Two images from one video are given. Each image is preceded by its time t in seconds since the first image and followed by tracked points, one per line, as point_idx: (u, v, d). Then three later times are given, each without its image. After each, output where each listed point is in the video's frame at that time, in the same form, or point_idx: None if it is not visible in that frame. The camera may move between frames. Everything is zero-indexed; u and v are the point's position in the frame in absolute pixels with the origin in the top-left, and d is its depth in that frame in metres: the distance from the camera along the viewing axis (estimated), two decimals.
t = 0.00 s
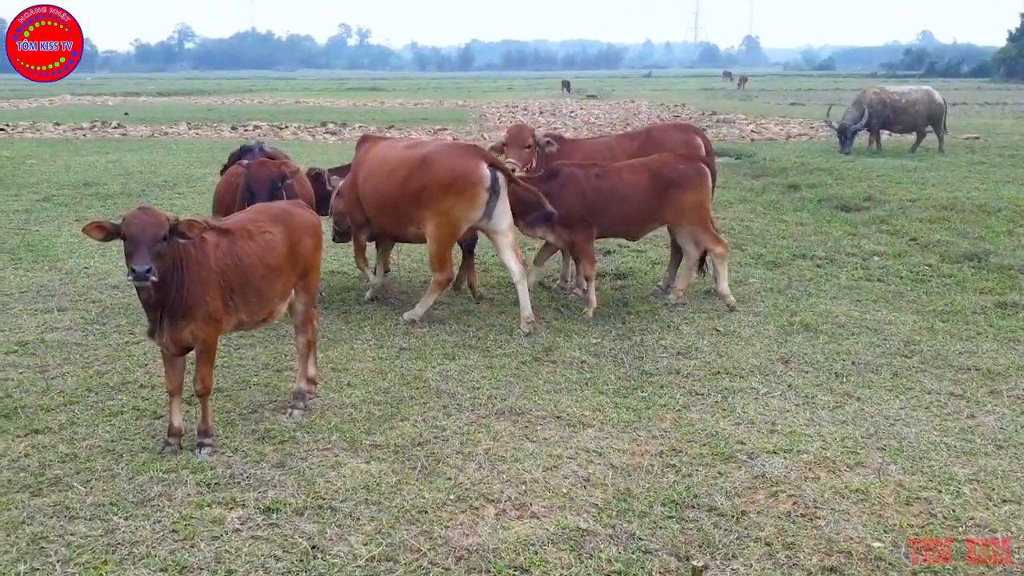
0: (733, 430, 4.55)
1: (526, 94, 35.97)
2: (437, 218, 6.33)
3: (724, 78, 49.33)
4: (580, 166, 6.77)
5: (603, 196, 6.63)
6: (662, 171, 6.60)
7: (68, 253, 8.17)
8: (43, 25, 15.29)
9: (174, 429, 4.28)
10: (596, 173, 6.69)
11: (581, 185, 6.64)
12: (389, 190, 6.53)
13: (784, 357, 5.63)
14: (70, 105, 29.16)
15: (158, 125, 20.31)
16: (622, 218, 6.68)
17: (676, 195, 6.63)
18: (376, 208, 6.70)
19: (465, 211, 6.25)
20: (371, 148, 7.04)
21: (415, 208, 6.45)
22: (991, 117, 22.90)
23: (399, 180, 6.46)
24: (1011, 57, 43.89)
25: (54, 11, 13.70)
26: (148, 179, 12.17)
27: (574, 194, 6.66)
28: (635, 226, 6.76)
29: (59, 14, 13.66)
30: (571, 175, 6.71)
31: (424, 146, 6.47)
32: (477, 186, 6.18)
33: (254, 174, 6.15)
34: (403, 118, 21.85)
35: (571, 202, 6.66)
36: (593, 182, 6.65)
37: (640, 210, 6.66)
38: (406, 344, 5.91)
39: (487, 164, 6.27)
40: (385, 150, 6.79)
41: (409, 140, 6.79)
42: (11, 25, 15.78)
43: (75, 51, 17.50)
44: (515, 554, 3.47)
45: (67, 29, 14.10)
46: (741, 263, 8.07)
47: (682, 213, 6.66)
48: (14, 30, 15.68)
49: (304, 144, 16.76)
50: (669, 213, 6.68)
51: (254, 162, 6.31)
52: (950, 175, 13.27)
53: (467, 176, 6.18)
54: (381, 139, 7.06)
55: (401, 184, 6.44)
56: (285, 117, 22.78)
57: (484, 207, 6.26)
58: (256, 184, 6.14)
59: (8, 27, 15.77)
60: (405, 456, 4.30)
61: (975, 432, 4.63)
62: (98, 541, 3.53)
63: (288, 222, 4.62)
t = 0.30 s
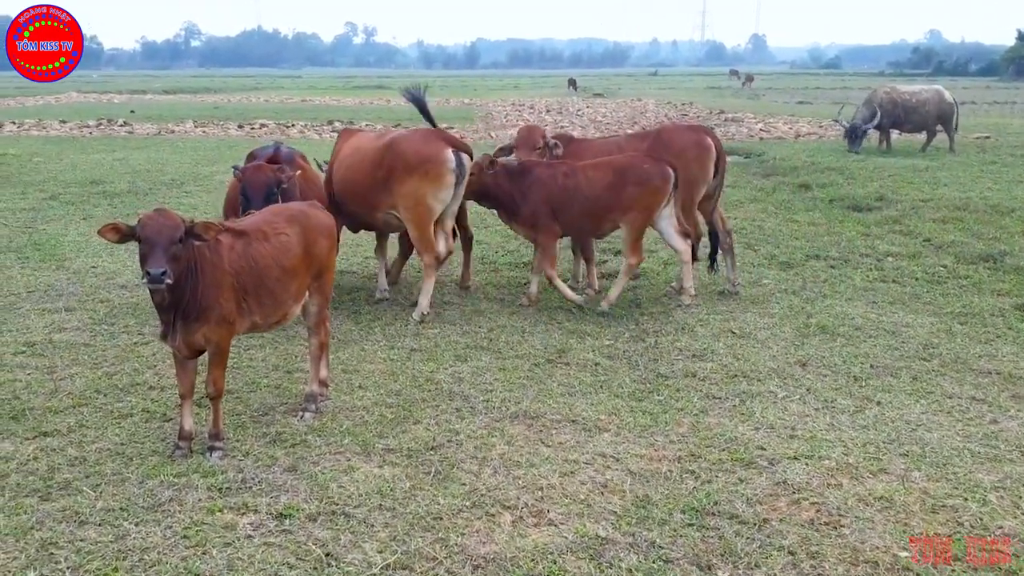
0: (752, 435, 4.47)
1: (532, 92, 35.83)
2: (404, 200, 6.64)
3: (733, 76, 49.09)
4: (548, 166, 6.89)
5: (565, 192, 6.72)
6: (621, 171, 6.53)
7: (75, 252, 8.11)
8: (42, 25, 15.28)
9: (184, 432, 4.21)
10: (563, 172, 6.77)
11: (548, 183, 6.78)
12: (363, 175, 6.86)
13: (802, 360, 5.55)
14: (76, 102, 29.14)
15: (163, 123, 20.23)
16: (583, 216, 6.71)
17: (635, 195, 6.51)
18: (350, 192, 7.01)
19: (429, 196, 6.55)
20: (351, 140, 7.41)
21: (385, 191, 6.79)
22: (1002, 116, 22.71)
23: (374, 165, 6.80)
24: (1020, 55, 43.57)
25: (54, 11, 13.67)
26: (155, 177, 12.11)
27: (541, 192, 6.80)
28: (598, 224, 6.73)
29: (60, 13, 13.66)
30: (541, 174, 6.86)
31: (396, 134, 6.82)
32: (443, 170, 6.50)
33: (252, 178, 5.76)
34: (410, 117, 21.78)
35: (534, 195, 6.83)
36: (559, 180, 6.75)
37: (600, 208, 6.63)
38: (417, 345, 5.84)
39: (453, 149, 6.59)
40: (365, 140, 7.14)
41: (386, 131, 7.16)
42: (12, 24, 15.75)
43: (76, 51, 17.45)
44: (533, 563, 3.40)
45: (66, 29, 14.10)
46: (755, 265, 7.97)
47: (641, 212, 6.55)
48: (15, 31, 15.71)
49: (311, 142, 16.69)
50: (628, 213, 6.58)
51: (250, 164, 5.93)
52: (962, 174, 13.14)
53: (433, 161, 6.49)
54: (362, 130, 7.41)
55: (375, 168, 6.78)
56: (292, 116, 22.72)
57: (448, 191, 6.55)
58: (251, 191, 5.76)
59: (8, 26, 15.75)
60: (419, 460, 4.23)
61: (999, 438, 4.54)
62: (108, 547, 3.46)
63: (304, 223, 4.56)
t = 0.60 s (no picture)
0: (774, 442, 4.38)
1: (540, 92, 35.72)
2: (394, 202, 6.74)
3: (741, 76, 48.86)
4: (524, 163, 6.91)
5: (535, 187, 6.71)
6: (593, 170, 6.55)
7: (84, 252, 8.06)
8: (44, 24, 15.26)
9: (196, 437, 4.14)
10: (535, 168, 6.78)
11: (519, 176, 6.79)
12: (353, 174, 6.96)
13: (822, 364, 5.45)
14: (82, 100, 29.16)
15: (170, 121, 20.22)
16: (549, 212, 6.68)
17: (604, 194, 6.52)
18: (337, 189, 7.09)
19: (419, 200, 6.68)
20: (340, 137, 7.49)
21: (375, 193, 6.89)
22: (1015, 117, 22.49)
23: (363, 165, 6.90)
24: None
25: (54, 11, 13.68)
26: (163, 177, 12.07)
27: (511, 186, 6.79)
28: (565, 222, 6.69)
29: (60, 14, 13.65)
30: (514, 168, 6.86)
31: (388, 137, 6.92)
32: (434, 176, 6.64)
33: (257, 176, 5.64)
34: (417, 117, 21.71)
35: (505, 189, 6.81)
36: (530, 175, 6.75)
37: (568, 204, 6.62)
38: (429, 348, 5.76)
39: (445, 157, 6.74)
40: (355, 138, 7.23)
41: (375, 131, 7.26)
42: (13, 24, 15.75)
43: (76, 51, 17.42)
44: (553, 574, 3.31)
45: (67, 29, 14.06)
46: (771, 266, 7.87)
47: (607, 211, 6.53)
48: (16, 30, 15.71)
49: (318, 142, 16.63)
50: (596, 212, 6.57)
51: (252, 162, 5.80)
52: (977, 175, 13.00)
53: (424, 166, 6.63)
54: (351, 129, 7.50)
55: (365, 168, 6.88)
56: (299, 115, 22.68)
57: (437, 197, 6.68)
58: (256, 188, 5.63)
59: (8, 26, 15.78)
60: (434, 466, 4.15)
61: None
62: (120, 555, 3.39)
63: (318, 224, 4.49)
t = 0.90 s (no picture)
0: (798, 450, 4.28)
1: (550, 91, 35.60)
2: (397, 196, 6.78)
3: (753, 76, 48.63)
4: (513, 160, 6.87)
5: (520, 183, 6.67)
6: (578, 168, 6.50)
7: (93, 253, 8.02)
8: (44, 24, 15.28)
9: (208, 443, 4.07)
10: (521, 165, 6.75)
11: (505, 172, 6.76)
12: (353, 170, 6.96)
13: (844, 369, 5.34)
14: (90, 99, 29.22)
15: (179, 121, 20.22)
16: (534, 209, 6.65)
17: (588, 194, 6.47)
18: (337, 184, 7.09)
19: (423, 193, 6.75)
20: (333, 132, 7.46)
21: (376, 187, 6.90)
22: None
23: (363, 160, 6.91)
24: None
25: (54, 11, 13.69)
26: (172, 177, 12.04)
27: (496, 182, 6.77)
28: (548, 220, 6.64)
29: (61, 14, 13.68)
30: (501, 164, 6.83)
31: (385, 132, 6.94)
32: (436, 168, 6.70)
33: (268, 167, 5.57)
34: (427, 117, 21.65)
35: (493, 185, 6.79)
36: (516, 171, 6.73)
37: (551, 202, 6.57)
38: (444, 352, 5.68)
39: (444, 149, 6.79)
40: (353, 133, 7.22)
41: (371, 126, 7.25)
42: (13, 23, 15.77)
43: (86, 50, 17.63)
44: None
45: (67, 29, 14.06)
46: (789, 270, 7.75)
47: (590, 211, 6.49)
48: (16, 31, 15.74)
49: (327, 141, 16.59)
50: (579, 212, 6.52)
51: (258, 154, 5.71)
52: (995, 176, 12.83)
53: (426, 158, 6.70)
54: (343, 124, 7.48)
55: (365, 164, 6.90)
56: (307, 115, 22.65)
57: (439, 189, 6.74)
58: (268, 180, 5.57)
59: (7, 27, 15.81)
60: (450, 474, 4.07)
61: None
62: (131, 566, 3.32)
63: (331, 225, 4.41)
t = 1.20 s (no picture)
0: (821, 459, 4.17)
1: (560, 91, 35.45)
2: (400, 195, 6.70)
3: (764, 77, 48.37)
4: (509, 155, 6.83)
5: (518, 181, 6.66)
6: (577, 166, 6.50)
7: (102, 254, 7.96)
8: (45, 25, 15.27)
9: (220, 450, 3.99)
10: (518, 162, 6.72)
11: (502, 169, 6.73)
12: (355, 168, 6.88)
13: (866, 376, 5.23)
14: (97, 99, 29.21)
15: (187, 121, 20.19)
16: (535, 207, 6.66)
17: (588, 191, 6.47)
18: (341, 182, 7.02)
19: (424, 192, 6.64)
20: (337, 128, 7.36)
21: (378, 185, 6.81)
22: None
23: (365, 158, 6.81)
24: None
25: (54, 11, 13.68)
26: (181, 177, 11.99)
27: (495, 180, 6.75)
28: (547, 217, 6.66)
29: (61, 13, 13.65)
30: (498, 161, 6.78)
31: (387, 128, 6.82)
32: (435, 167, 6.57)
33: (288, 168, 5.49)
34: (435, 117, 21.56)
35: (491, 183, 6.76)
36: (513, 169, 6.71)
37: (551, 199, 6.58)
38: (458, 356, 5.59)
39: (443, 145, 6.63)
40: (357, 131, 7.12)
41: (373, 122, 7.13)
42: (13, 23, 15.75)
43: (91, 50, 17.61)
44: None
45: (67, 28, 14.03)
46: (807, 273, 7.64)
47: (588, 209, 6.50)
48: (18, 31, 15.71)
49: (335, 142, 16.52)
50: (579, 210, 6.54)
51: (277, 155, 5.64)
52: (1013, 178, 12.65)
53: (424, 156, 6.56)
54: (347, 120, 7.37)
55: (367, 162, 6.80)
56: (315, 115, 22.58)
57: (439, 189, 6.61)
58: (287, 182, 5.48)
59: (8, 27, 15.79)
60: (467, 482, 3.98)
61: None
62: None
63: (339, 225, 4.32)
